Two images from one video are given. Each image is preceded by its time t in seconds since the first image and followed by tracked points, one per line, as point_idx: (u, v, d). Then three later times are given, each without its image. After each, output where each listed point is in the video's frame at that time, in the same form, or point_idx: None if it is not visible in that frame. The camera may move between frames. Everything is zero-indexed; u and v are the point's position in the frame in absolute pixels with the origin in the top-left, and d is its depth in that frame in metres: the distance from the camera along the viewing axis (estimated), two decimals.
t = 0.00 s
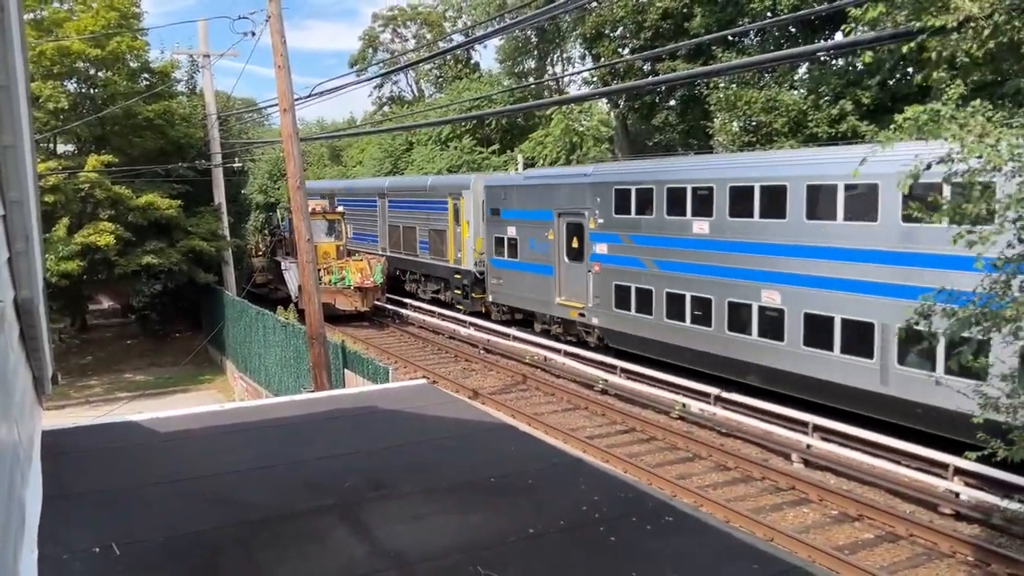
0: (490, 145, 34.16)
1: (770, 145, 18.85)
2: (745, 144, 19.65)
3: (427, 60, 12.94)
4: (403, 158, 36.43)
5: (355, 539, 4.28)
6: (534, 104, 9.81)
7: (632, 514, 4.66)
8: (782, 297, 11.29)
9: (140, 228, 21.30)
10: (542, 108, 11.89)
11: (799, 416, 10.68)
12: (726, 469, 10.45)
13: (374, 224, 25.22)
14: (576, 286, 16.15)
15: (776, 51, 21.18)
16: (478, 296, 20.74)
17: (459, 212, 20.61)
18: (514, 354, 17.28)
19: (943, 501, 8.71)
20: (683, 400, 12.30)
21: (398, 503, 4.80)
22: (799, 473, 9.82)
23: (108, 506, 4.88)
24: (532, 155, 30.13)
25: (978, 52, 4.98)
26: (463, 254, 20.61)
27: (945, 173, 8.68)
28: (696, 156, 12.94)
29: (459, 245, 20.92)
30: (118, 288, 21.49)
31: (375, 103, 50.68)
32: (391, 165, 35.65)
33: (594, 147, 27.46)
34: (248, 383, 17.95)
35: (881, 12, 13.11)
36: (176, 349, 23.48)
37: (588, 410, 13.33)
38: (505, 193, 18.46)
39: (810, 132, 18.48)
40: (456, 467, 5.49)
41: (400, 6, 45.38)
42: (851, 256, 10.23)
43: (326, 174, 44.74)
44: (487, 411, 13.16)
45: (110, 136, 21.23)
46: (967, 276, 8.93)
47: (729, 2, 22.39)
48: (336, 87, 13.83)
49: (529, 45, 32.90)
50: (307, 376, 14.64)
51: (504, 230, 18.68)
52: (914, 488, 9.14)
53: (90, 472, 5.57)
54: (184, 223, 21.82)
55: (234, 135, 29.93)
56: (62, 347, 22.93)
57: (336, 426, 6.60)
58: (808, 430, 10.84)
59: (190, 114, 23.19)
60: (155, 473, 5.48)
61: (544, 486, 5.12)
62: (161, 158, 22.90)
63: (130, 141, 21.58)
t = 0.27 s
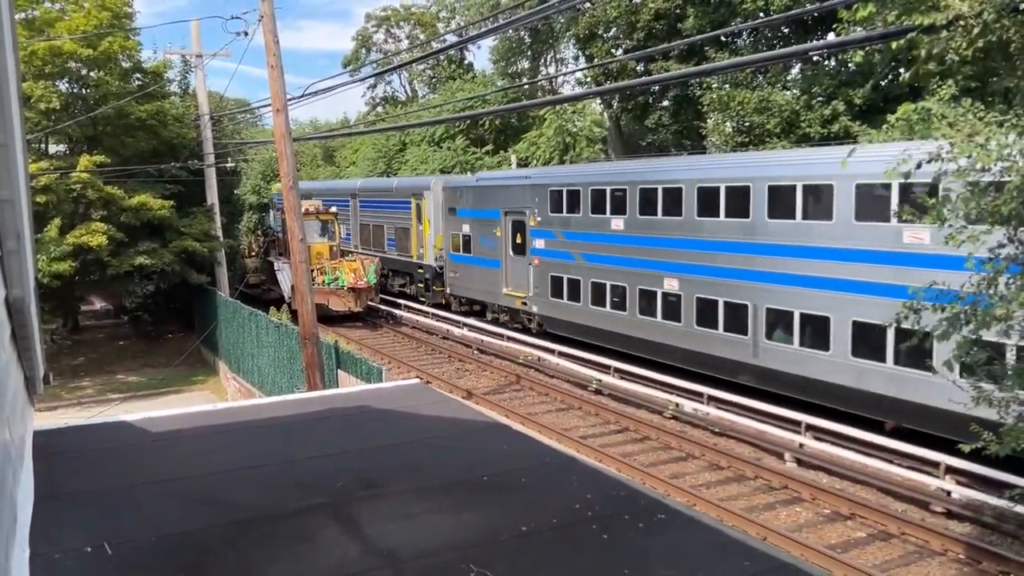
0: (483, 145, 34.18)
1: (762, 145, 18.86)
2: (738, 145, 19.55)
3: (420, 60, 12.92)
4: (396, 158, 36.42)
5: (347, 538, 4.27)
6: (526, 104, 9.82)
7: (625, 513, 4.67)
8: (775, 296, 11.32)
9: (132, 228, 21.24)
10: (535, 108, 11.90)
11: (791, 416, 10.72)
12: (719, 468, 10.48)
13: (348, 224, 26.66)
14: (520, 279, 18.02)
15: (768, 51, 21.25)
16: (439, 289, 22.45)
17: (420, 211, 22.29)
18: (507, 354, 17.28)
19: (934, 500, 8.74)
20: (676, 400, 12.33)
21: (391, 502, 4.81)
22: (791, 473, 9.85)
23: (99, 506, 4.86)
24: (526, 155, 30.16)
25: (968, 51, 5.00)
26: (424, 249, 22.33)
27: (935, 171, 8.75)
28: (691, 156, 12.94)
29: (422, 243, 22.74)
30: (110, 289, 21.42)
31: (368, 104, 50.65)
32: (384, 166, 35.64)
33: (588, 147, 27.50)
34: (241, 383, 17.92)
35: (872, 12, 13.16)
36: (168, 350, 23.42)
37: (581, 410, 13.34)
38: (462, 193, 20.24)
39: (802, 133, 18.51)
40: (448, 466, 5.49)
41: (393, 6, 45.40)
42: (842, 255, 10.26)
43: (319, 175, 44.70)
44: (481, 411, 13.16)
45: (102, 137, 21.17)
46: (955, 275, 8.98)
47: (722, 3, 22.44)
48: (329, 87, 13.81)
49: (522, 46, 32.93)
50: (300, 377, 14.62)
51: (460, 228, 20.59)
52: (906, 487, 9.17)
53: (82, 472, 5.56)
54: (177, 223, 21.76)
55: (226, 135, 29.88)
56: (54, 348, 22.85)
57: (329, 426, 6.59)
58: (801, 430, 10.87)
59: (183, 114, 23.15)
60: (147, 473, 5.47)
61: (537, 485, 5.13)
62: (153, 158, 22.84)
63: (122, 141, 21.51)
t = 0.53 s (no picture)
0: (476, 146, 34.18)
1: (755, 147, 18.95)
2: (731, 146, 19.71)
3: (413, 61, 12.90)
4: (390, 159, 36.40)
5: (341, 540, 4.27)
6: (521, 105, 9.81)
7: (618, 514, 4.67)
8: (764, 297, 11.39)
9: (124, 229, 21.17)
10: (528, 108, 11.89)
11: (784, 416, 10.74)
12: (712, 468, 10.51)
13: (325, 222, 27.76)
14: (473, 273, 19.68)
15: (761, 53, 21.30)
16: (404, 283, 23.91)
17: (387, 210, 23.51)
18: (500, 355, 17.28)
19: (926, 500, 8.78)
20: (669, 400, 12.35)
21: (385, 504, 4.80)
22: (784, 473, 9.88)
23: (93, 507, 4.86)
24: (519, 156, 30.19)
25: (959, 53, 5.00)
26: (390, 246, 23.57)
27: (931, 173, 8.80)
28: (682, 156, 12.96)
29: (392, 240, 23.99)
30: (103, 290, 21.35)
31: (362, 104, 50.64)
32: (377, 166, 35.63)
33: (580, 148, 27.48)
34: (233, 384, 17.88)
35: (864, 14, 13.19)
36: (161, 351, 23.35)
37: (575, 411, 13.35)
38: (455, 194, 20.21)
39: (794, 134, 18.56)
40: (442, 467, 5.49)
41: (386, 7, 45.41)
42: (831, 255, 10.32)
43: (312, 175, 44.67)
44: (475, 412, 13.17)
45: (94, 137, 21.10)
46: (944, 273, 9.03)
47: (714, 4, 22.48)
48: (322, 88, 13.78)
49: (515, 47, 32.95)
50: (293, 378, 14.60)
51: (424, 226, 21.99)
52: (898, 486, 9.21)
53: (75, 474, 5.54)
54: (169, 224, 21.70)
55: (219, 135, 29.80)
56: (46, 349, 22.76)
57: (323, 427, 6.58)
58: (794, 430, 10.90)
59: (176, 115, 23.08)
60: (140, 475, 5.46)
61: (530, 486, 5.13)
62: (145, 159, 22.77)
63: (114, 142, 21.45)
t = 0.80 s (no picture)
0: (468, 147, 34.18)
1: (746, 148, 19.03)
2: (722, 147, 19.65)
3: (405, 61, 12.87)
4: (381, 159, 36.36)
5: (332, 542, 4.26)
6: (511, 106, 9.81)
7: (611, 514, 4.67)
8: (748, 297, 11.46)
9: (114, 230, 21.07)
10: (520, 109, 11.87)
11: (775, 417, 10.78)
12: (703, 469, 10.52)
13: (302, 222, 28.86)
14: (429, 268, 21.25)
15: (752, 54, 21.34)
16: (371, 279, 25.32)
17: (354, 210, 24.81)
18: (492, 356, 17.27)
19: (917, 500, 8.82)
20: (661, 401, 12.36)
21: (376, 506, 4.79)
22: (776, 473, 9.89)
23: (82, 510, 4.83)
24: (511, 157, 30.21)
25: (950, 52, 5.00)
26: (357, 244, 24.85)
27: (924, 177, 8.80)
28: (671, 157, 13.01)
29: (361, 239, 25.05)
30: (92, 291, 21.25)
31: (353, 104, 50.60)
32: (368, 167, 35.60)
33: (571, 149, 27.34)
34: (224, 386, 17.82)
35: (854, 15, 13.24)
36: (151, 352, 23.25)
37: (567, 412, 13.35)
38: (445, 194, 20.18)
39: (785, 135, 18.63)
40: (433, 469, 5.48)
41: (377, 8, 45.42)
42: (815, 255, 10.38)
43: (304, 176, 44.60)
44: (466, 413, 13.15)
45: (83, 138, 21.01)
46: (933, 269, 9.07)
47: (705, 5, 22.54)
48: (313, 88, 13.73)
49: (507, 48, 32.97)
50: (284, 379, 14.55)
51: (388, 225, 22.99)
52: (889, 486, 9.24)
53: (64, 476, 5.50)
54: (160, 225, 21.61)
55: (210, 136, 29.71)
56: (35, 351, 22.64)
57: (314, 429, 6.56)
58: (785, 431, 10.93)
59: (166, 115, 22.98)
60: (130, 477, 5.42)
61: (522, 488, 5.12)
62: (135, 159, 22.68)
63: (104, 142, 21.36)
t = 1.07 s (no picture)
0: (460, 148, 34.20)
1: (737, 150, 19.12)
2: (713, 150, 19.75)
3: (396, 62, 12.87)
4: (372, 161, 36.34)
5: (324, 544, 4.25)
6: (503, 107, 9.82)
7: (603, 516, 4.67)
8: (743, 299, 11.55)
9: (104, 231, 20.99)
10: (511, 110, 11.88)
11: (766, 417, 10.82)
12: (695, 470, 10.54)
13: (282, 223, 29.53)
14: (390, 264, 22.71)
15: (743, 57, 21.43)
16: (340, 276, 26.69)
17: (325, 211, 26.26)
18: (484, 357, 17.26)
19: (907, 500, 8.86)
20: (652, 402, 12.38)
21: (368, 508, 4.78)
22: (767, 474, 9.92)
23: (73, 512, 4.81)
24: (503, 158, 30.26)
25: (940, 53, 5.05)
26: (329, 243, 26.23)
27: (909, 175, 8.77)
28: (666, 160, 13.07)
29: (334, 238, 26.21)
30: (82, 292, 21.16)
31: (345, 106, 50.57)
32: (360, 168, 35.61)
33: (564, 151, 27.60)
34: (215, 388, 17.76)
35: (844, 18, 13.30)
36: (141, 354, 23.16)
37: (559, 413, 13.36)
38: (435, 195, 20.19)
39: (776, 136, 18.71)
40: (425, 471, 5.47)
41: (369, 9, 45.44)
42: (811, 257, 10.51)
43: (295, 178, 44.56)
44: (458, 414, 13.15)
45: (73, 139, 20.93)
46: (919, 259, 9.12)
47: (696, 8, 22.62)
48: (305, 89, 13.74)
49: (499, 49, 32.99)
50: (275, 381, 14.51)
51: (356, 225, 24.54)
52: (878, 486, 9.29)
53: (54, 479, 5.47)
54: (150, 226, 21.54)
55: (200, 137, 29.62)
56: (24, 353, 22.52)
57: (306, 431, 6.55)
58: (776, 431, 10.98)
59: (157, 116, 22.91)
60: (121, 480, 5.41)
61: (514, 489, 5.13)
62: (125, 160, 22.59)
63: (93, 143, 21.28)
